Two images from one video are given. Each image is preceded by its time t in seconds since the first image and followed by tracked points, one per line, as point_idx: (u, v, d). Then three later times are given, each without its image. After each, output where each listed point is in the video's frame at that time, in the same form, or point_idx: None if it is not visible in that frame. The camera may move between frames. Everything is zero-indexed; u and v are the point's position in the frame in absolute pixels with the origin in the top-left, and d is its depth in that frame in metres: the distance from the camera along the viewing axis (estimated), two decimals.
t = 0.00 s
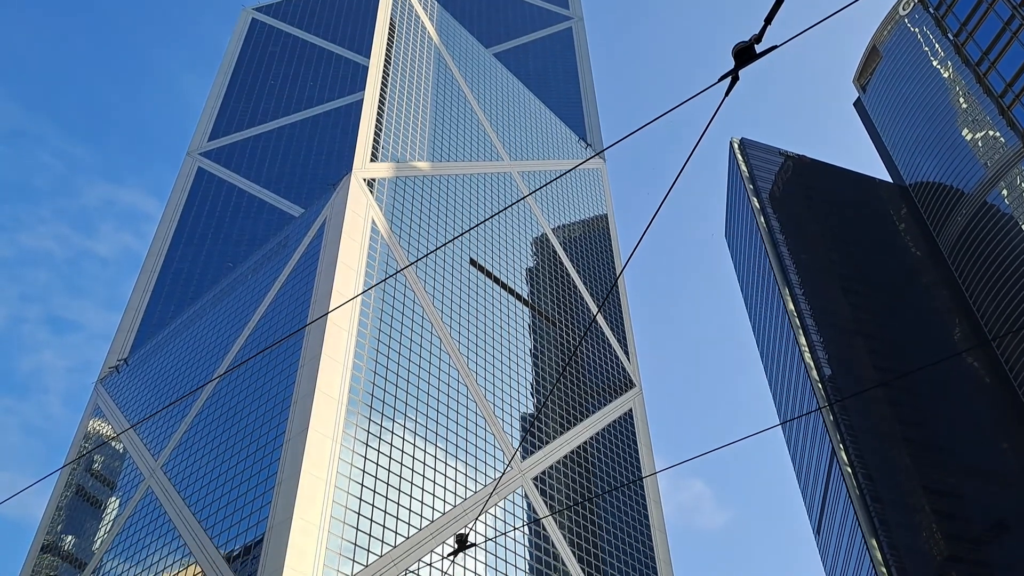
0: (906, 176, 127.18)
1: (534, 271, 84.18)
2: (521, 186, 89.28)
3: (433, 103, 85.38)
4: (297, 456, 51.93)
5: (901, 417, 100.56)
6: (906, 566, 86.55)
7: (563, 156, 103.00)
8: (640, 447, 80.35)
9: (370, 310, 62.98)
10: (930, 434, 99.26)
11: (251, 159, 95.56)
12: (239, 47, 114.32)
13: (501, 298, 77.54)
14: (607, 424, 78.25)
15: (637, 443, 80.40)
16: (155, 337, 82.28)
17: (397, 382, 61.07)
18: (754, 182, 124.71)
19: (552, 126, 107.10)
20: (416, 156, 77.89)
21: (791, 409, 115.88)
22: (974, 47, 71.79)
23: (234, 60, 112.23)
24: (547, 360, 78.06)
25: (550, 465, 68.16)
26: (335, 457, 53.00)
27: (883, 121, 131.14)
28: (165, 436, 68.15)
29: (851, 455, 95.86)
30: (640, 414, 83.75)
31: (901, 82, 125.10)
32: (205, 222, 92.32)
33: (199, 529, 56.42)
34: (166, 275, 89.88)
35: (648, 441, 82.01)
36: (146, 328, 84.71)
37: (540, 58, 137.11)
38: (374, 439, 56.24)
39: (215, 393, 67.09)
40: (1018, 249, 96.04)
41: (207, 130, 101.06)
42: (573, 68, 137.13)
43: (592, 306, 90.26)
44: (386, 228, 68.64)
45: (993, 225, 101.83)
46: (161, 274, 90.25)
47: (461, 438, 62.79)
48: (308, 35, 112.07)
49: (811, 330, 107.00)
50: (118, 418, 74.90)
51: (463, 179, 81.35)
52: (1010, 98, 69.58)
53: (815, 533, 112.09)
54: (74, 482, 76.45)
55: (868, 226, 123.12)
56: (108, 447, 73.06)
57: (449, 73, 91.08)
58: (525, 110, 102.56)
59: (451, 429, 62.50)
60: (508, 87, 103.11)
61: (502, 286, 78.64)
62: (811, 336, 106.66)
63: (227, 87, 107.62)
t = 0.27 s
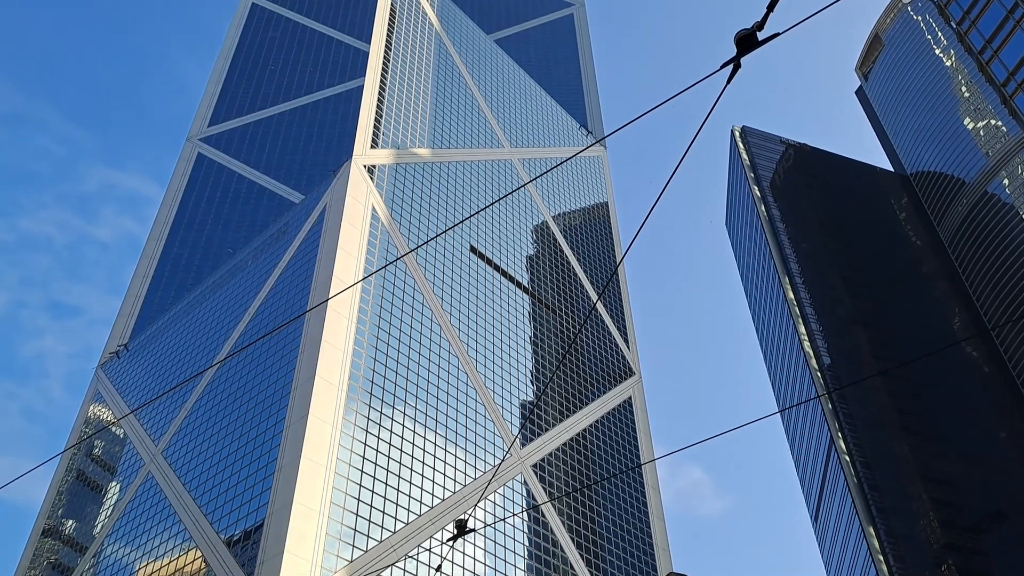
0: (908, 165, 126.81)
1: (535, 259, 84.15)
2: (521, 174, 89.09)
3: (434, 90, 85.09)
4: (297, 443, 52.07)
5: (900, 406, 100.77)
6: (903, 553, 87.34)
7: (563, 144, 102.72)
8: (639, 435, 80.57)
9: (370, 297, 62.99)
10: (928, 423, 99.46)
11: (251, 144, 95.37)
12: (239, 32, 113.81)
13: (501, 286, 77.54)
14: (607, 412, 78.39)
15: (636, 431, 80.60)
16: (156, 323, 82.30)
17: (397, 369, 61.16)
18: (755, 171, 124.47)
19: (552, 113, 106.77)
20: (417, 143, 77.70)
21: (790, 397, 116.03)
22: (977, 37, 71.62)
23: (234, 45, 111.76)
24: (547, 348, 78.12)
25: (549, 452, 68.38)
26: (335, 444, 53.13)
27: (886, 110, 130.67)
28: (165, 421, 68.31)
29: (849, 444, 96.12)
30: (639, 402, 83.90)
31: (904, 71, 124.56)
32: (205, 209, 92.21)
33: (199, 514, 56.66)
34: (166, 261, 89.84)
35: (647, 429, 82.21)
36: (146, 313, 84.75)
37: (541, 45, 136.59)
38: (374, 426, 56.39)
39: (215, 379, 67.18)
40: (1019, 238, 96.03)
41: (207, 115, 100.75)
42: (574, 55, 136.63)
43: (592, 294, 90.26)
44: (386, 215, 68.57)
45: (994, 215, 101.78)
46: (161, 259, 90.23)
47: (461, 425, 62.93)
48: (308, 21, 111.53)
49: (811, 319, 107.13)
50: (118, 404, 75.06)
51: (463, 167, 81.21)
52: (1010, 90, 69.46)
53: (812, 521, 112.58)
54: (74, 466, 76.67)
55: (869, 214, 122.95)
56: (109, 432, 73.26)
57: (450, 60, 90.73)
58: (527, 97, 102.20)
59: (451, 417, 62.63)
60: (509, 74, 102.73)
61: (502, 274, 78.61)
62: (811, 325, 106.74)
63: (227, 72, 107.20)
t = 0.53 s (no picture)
0: (909, 147, 126.42)
1: (535, 241, 84.10)
2: (522, 155, 88.83)
3: (434, 71, 84.64)
4: (297, 423, 52.29)
5: (898, 389, 101.13)
6: (899, 535, 88.86)
7: (564, 125, 102.32)
8: (638, 417, 80.87)
9: (370, 278, 63.04)
10: (925, 405, 99.83)
11: (250, 123, 95.04)
12: (238, 11, 113.11)
13: (501, 267, 77.56)
14: (606, 394, 78.63)
15: (635, 412, 80.90)
16: (155, 303, 82.36)
17: (397, 350, 61.31)
18: (756, 153, 124.17)
19: (553, 93, 106.24)
20: (417, 124, 77.41)
21: (788, 378, 116.35)
22: (980, 19, 71.34)
23: (233, 24, 111.12)
24: (547, 330, 78.23)
25: (548, 433, 68.66)
26: (335, 424, 53.35)
27: (887, 92, 130.10)
28: (165, 401, 68.51)
29: (847, 426, 96.65)
30: (638, 384, 84.13)
31: (907, 53, 123.90)
32: (204, 189, 92.02)
33: (199, 493, 56.99)
34: (166, 241, 89.78)
35: (646, 410, 82.50)
36: (146, 293, 84.82)
37: (542, 24, 135.81)
38: (374, 406, 56.61)
39: (215, 360, 67.31)
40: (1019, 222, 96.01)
41: (206, 95, 100.31)
42: (575, 35, 135.88)
43: (592, 276, 90.27)
44: (386, 196, 68.45)
45: (994, 198, 101.73)
46: (161, 239, 90.19)
47: (460, 406, 63.16)
48: None
49: (810, 302, 107.37)
50: (118, 383, 75.27)
51: (464, 148, 80.99)
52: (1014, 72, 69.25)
53: (809, 502, 113.27)
54: (75, 445, 76.95)
55: (870, 196, 122.67)
56: (109, 411, 73.52)
57: (450, 40, 90.20)
58: (527, 78, 101.70)
59: (450, 398, 62.84)
60: (510, 54, 102.17)
61: (502, 256, 78.59)
62: (810, 308, 106.89)
63: (226, 51, 106.61)
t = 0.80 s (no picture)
0: (912, 121, 125.81)
1: (535, 212, 83.92)
2: (522, 125, 88.32)
3: (434, 39, 83.90)
4: (296, 391, 52.60)
5: (895, 361, 101.68)
6: (891, 507, 90.19)
7: (565, 95, 101.65)
8: (635, 388, 81.26)
9: (370, 247, 62.98)
10: (920, 378, 100.34)
11: (249, 90, 94.39)
12: None
13: (500, 238, 77.47)
14: (604, 365, 78.91)
15: (632, 384, 81.28)
16: (154, 271, 82.32)
17: (396, 320, 61.41)
18: (758, 125, 123.59)
19: (554, 62, 105.33)
20: (417, 92, 76.84)
21: (785, 350, 116.73)
22: None
23: None
24: (546, 302, 78.33)
25: (546, 403, 69.05)
26: (334, 393, 53.66)
27: (890, 64, 129.24)
28: (165, 368, 68.69)
29: (843, 398, 97.28)
30: (636, 356, 84.41)
31: (911, 24, 122.91)
32: (202, 157, 91.64)
33: (199, 458, 57.38)
34: (164, 209, 89.59)
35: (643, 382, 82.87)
36: (145, 261, 84.80)
37: None
38: (373, 376, 56.83)
39: (214, 328, 67.38)
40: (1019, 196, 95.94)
41: (204, 61, 99.54)
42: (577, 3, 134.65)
43: (591, 247, 90.22)
44: (386, 164, 68.15)
45: (996, 173, 101.44)
46: (159, 207, 90.00)
47: (459, 377, 63.40)
48: None
49: (809, 275, 107.57)
50: (117, 351, 75.43)
51: (464, 117, 80.51)
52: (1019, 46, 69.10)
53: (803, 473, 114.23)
54: (75, 411, 77.32)
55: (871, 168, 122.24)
56: (109, 378, 73.75)
57: (451, 8, 89.32)
58: (529, 46, 100.86)
59: (449, 368, 63.05)
60: (511, 22, 101.23)
61: (502, 226, 78.46)
62: (808, 281, 107.08)
63: (224, 16, 105.60)
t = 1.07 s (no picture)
0: (915, 99, 125.17)
1: (535, 187, 83.70)
2: (524, 100, 87.82)
3: (437, 12, 83.23)
4: (295, 364, 52.76)
5: (893, 340, 101.90)
6: (886, 485, 91.37)
7: (567, 69, 100.99)
8: (634, 365, 81.46)
9: (370, 221, 62.88)
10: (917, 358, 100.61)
11: (249, 61, 93.89)
12: None
13: (501, 213, 77.31)
14: (602, 341, 79.05)
15: (631, 361, 81.48)
16: (153, 242, 82.28)
17: (395, 294, 61.46)
18: (761, 103, 122.98)
19: (557, 36, 104.55)
20: (418, 66, 76.33)
21: (784, 328, 116.81)
22: None
23: None
24: (546, 278, 78.33)
25: (544, 379, 69.27)
26: (333, 366, 53.85)
27: (895, 42, 128.36)
28: (164, 339, 68.81)
29: (840, 377, 97.69)
30: (635, 333, 84.53)
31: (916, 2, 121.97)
32: (202, 129, 91.41)
33: (199, 429, 57.62)
34: (164, 180, 89.50)
35: (642, 358, 83.03)
36: (144, 232, 84.84)
37: None
38: (372, 350, 56.98)
39: (214, 299, 67.41)
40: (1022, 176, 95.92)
41: (205, 32, 99.02)
42: None
43: (592, 223, 90.04)
44: (386, 137, 67.85)
45: (999, 153, 101.17)
46: (159, 179, 89.94)
47: (458, 352, 63.55)
48: None
49: (809, 254, 107.59)
50: (117, 321, 75.55)
51: (466, 90, 80.06)
52: None
53: (799, 450, 114.87)
54: (75, 381, 77.60)
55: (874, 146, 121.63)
56: (108, 349, 73.94)
57: None
58: (532, 20, 100.11)
59: (448, 343, 63.19)
60: None
61: (502, 202, 78.27)
62: (808, 260, 107.08)
63: None
